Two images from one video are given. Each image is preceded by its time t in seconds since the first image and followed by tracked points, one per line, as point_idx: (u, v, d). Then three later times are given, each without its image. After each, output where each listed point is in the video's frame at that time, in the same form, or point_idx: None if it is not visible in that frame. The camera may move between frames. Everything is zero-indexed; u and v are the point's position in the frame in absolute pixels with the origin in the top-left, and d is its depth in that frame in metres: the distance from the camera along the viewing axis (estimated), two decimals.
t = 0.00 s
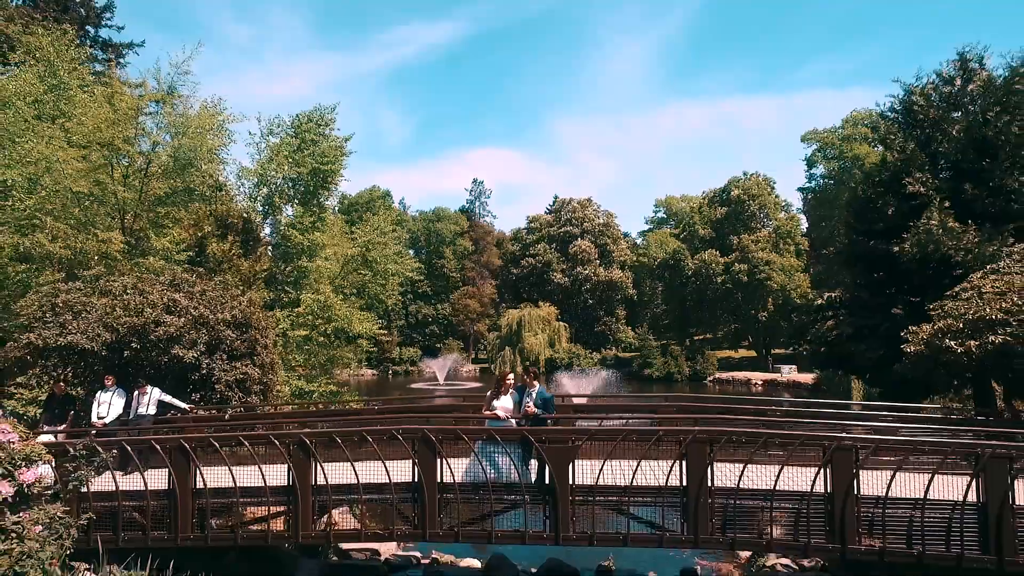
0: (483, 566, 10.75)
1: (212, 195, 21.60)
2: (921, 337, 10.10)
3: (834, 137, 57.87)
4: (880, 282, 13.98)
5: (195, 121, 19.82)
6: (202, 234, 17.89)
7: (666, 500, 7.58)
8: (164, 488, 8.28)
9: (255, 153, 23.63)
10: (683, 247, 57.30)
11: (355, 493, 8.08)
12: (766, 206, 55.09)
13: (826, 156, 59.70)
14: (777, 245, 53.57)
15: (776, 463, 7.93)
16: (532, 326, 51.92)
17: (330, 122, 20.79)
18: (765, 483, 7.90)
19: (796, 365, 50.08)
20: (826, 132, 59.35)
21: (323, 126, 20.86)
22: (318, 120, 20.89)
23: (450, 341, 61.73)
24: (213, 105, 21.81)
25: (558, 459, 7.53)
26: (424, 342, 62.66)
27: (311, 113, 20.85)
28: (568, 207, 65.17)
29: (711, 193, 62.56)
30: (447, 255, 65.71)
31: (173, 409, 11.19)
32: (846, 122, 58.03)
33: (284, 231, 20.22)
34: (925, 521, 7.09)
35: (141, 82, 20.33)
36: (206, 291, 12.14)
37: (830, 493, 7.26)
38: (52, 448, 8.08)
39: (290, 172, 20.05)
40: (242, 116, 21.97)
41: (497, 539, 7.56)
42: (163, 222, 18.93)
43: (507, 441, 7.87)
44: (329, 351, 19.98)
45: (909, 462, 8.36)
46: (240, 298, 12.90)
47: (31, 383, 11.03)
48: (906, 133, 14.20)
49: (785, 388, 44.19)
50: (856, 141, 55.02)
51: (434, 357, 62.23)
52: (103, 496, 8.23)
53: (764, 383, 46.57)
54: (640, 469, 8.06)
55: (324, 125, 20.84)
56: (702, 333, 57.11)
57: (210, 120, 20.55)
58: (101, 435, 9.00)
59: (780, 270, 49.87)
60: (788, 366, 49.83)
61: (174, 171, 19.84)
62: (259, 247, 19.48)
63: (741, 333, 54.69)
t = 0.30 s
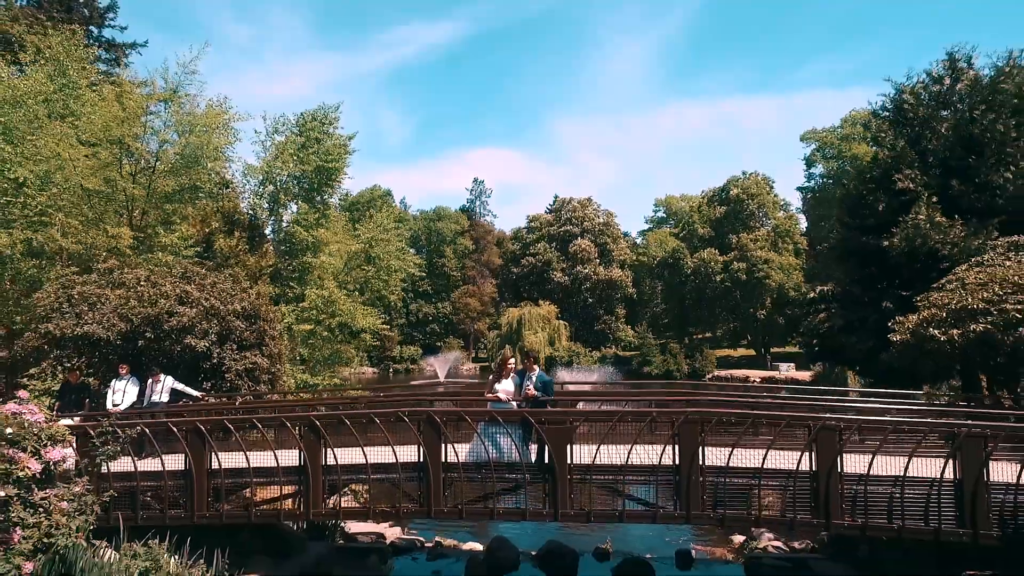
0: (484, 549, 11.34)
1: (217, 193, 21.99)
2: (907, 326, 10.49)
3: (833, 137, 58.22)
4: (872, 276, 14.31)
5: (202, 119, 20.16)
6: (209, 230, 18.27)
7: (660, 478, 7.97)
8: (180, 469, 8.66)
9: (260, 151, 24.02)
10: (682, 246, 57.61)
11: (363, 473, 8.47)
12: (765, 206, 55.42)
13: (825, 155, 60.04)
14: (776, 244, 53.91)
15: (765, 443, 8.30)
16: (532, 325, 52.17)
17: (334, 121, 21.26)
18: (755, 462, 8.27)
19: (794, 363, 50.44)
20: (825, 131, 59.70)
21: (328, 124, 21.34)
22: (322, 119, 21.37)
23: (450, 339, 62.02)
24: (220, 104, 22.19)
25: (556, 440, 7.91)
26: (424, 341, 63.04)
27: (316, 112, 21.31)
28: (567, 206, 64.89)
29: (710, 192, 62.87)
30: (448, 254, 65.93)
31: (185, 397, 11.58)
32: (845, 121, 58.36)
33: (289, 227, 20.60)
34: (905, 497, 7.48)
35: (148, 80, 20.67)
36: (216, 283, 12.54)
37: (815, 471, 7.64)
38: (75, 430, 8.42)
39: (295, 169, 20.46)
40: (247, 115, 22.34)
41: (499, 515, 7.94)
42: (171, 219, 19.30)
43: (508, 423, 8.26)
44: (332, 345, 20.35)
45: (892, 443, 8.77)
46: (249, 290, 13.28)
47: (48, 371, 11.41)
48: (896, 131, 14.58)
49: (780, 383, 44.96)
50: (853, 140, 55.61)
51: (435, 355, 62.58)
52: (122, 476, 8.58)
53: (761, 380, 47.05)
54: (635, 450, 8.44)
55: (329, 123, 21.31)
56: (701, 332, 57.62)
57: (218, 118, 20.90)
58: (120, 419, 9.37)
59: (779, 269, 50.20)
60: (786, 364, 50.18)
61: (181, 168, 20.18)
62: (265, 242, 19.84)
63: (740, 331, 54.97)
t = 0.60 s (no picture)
0: (485, 534, 11.75)
1: (223, 190, 22.36)
2: (895, 318, 10.88)
3: (831, 137, 58.61)
4: (866, 272, 14.58)
5: (209, 118, 20.47)
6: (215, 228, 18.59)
7: (655, 460, 8.35)
8: (196, 453, 9.03)
9: (265, 150, 24.40)
10: (681, 245, 57.88)
11: (371, 456, 8.85)
12: (763, 204, 55.72)
13: (824, 155, 60.40)
14: (774, 242, 54.21)
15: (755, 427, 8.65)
16: (533, 323, 52.37)
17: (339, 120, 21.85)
18: (746, 446, 8.65)
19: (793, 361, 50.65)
20: (824, 131, 60.07)
21: (332, 124, 21.94)
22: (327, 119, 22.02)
23: (451, 338, 62.26)
24: (226, 103, 22.58)
25: (556, 423, 8.30)
26: (425, 339, 63.41)
27: (321, 111, 21.89)
28: (567, 206, 65.17)
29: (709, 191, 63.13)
30: (449, 253, 66.14)
31: (197, 386, 11.97)
32: (843, 121, 58.72)
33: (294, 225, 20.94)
34: (888, 477, 7.85)
35: (155, 80, 21.00)
36: (226, 277, 12.92)
37: (802, 453, 8.02)
38: (95, 415, 8.78)
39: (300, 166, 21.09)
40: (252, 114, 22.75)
41: (501, 495, 8.31)
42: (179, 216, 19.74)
43: (511, 408, 8.68)
44: (335, 340, 20.72)
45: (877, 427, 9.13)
46: (255, 284, 13.65)
47: (64, 362, 11.77)
48: (887, 130, 14.95)
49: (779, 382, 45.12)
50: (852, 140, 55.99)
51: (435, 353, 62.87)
52: (140, 460, 8.96)
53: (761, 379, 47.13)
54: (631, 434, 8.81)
55: (333, 123, 21.91)
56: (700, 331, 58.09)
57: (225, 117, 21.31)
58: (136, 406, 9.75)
59: (777, 268, 50.42)
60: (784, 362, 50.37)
61: (186, 166, 20.54)
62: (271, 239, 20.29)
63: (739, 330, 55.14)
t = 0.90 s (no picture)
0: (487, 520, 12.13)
1: (228, 189, 22.72)
2: (883, 310, 11.26)
3: (829, 137, 59.05)
4: (858, 268, 14.92)
5: (214, 117, 20.76)
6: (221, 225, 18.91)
7: (649, 444, 8.71)
8: (209, 438, 9.39)
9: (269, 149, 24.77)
10: (680, 244, 58.15)
11: (377, 441, 9.22)
12: (762, 204, 56.05)
13: (822, 155, 60.84)
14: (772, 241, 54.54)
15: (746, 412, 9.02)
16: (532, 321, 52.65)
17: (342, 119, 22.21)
18: (736, 431, 9.02)
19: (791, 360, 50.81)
20: (822, 131, 60.54)
21: (335, 122, 22.28)
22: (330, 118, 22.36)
23: (451, 336, 62.53)
24: (230, 103, 22.92)
25: (554, 409, 8.66)
26: (426, 338, 63.80)
27: (324, 111, 22.23)
28: (567, 205, 65.52)
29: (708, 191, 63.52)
30: (449, 252, 66.41)
31: (207, 377, 12.35)
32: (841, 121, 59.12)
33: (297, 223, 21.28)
34: (872, 460, 8.21)
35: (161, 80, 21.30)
36: (235, 271, 13.30)
37: (790, 437, 8.38)
38: (113, 401, 9.16)
39: (304, 164, 21.45)
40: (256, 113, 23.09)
41: (502, 479, 8.66)
42: (185, 213, 20.11)
43: (512, 394, 8.98)
44: (337, 335, 21.16)
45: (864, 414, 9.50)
46: (262, 278, 14.02)
47: (77, 353, 12.13)
48: (878, 129, 15.34)
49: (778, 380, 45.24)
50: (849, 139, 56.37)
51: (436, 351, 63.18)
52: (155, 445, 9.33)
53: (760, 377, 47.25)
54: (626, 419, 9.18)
55: (337, 122, 22.27)
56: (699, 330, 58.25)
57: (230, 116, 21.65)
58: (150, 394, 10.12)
59: (775, 266, 50.63)
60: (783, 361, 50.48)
61: (191, 164, 20.89)
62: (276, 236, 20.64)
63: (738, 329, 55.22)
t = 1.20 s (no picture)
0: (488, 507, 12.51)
1: (233, 187, 23.11)
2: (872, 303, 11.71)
3: (828, 137, 59.41)
4: (851, 264, 15.26)
5: (219, 117, 21.06)
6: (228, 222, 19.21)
7: (644, 429, 9.08)
8: (222, 425, 9.77)
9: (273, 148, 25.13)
10: (679, 243, 58.42)
11: (384, 427, 9.59)
12: (760, 203, 56.37)
13: (820, 155, 61.22)
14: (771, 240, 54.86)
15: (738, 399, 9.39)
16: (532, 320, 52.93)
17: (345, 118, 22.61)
18: (729, 417, 9.39)
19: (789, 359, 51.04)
20: (821, 131, 60.96)
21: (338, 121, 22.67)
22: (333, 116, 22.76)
23: (451, 335, 62.82)
24: (235, 101, 23.28)
25: (554, 395, 9.03)
26: (427, 336, 64.20)
27: (327, 110, 22.63)
28: (567, 205, 65.86)
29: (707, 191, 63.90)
30: (450, 251, 66.66)
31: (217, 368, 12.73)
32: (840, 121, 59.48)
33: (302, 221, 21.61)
34: (857, 443, 8.59)
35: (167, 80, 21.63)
36: (244, 266, 13.68)
37: (780, 421, 8.76)
38: (130, 389, 9.54)
39: (308, 162, 21.88)
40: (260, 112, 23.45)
41: (503, 463, 9.03)
42: (192, 211, 20.63)
43: (513, 382, 9.35)
44: (340, 331, 21.60)
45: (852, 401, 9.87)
46: (269, 273, 14.40)
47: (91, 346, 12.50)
48: (870, 128, 15.71)
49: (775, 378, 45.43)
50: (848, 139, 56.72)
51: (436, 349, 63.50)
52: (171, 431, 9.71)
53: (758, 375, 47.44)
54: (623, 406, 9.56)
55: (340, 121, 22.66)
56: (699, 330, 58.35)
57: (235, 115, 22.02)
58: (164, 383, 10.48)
59: (774, 265, 50.89)
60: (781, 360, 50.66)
61: (197, 162, 21.36)
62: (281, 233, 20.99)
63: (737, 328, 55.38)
